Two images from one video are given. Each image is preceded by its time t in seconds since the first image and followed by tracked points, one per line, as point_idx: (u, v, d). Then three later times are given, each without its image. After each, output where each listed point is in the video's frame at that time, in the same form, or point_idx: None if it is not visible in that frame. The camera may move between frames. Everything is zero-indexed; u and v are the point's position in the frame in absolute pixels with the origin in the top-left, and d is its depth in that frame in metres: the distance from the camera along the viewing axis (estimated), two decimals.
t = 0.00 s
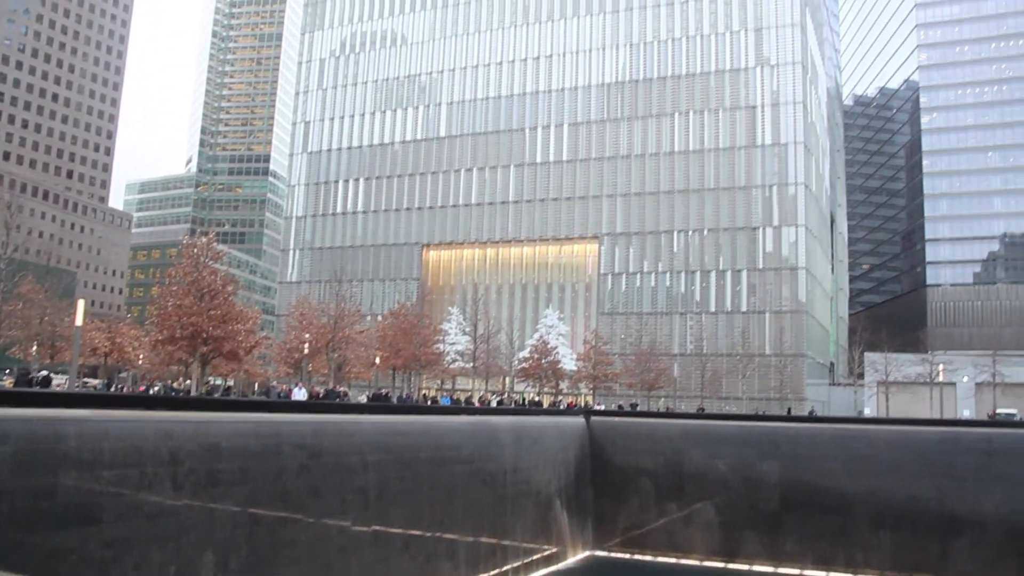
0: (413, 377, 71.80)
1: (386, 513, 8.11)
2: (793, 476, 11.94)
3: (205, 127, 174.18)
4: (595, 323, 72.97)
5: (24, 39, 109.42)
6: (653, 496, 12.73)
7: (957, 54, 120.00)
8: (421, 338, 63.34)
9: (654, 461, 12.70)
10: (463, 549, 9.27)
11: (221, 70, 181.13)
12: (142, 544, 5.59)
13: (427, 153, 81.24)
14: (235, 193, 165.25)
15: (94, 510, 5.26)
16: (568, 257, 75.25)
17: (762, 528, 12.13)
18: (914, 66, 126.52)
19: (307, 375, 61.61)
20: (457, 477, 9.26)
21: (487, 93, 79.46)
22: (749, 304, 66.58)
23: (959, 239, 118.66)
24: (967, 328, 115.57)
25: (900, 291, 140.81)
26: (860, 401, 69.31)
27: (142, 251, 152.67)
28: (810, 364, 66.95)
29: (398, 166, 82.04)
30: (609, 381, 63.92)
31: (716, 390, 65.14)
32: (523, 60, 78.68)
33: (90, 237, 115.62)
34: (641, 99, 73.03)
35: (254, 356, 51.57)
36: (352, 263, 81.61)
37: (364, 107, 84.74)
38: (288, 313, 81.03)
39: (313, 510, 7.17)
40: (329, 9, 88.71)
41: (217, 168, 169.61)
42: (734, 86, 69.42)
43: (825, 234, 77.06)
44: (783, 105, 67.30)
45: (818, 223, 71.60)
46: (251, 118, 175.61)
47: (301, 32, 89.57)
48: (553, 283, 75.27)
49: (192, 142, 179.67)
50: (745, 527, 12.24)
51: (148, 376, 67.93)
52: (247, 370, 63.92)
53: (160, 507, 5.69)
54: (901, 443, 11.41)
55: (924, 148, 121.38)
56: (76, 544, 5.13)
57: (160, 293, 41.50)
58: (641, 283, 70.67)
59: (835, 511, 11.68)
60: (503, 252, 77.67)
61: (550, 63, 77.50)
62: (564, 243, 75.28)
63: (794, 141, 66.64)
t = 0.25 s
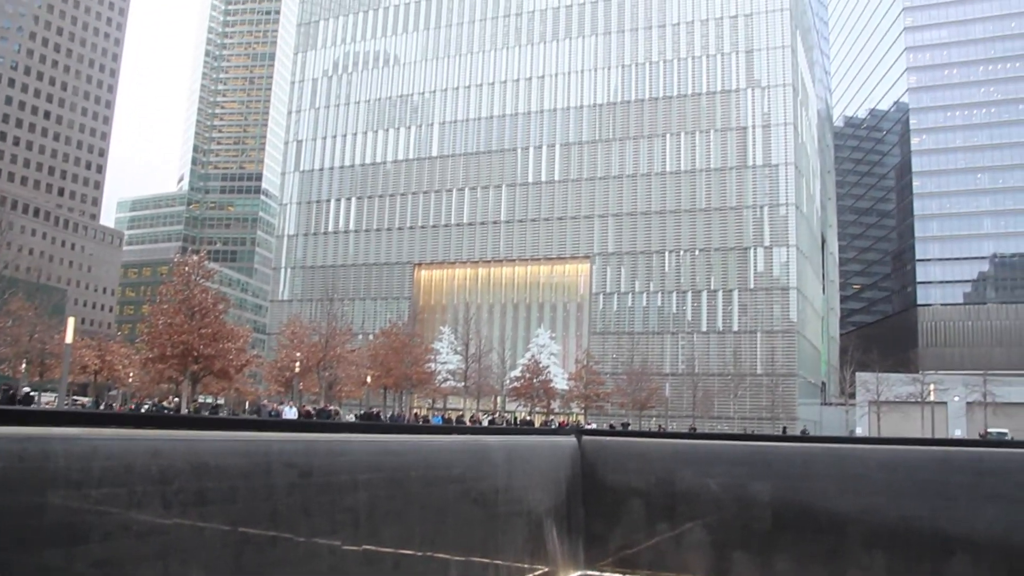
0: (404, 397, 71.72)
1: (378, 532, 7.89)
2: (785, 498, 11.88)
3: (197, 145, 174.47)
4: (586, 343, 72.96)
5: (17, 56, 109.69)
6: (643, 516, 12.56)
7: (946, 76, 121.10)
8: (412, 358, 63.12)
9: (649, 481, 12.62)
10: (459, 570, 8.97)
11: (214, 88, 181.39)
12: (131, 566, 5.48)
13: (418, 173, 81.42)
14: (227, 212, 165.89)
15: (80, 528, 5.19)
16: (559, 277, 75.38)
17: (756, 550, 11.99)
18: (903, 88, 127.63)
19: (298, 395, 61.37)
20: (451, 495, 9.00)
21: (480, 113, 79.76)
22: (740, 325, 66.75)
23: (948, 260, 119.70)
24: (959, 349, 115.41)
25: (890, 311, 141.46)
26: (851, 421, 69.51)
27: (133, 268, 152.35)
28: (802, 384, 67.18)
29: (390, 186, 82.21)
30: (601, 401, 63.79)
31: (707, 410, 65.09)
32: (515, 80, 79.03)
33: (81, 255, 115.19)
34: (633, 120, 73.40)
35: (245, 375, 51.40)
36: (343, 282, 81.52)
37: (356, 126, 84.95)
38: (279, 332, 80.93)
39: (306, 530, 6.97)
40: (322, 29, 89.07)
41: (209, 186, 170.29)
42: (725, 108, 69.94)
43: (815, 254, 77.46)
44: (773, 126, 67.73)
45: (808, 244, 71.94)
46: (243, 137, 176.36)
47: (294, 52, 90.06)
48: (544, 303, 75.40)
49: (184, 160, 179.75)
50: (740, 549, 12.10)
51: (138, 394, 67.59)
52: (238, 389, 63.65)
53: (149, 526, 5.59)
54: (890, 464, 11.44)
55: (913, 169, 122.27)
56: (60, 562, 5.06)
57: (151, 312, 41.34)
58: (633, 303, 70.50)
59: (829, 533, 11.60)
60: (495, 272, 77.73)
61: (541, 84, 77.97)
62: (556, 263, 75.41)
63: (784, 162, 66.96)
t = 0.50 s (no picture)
0: (400, 414, 71.73)
1: (372, 550, 7.62)
2: (783, 513, 9.98)
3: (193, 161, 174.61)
4: (582, 360, 72.88)
5: (14, 72, 110.55)
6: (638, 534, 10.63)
7: (940, 94, 121.85)
8: (408, 375, 63.01)
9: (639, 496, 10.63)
10: None
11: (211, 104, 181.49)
12: None
13: (414, 190, 81.58)
14: (223, 228, 166.59)
15: (74, 547, 5.04)
16: (555, 295, 75.37)
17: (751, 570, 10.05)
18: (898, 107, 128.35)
19: (293, 411, 61.31)
20: (448, 513, 8.75)
21: (476, 130, 80.02)
22: (736, 342, 66.77)
23: (944, 277, 120.25)
24: (955, 366, 118.08)
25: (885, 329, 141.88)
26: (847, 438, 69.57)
27: (129, 284, 152.35)
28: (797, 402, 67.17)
29: (386, 203, 82.32)
30: (596, 419, 63.72)
31: (702, 428, 64.94)
32: (512, 97, 79.36)
33: (76, 271, 115.04)
34: (628, 137, 73.72)
35: (240, 391, 51.31)
36: (339, 298, 81.52)
37: (352, 143, 85.21)
38: (274, 348, 80.94)
39: (300, 550, 6.74)
40: (318, 45, 89.26)
41: (205, 202, 170.71)
42: (721, 125, 70.28)
43: (811, 271, 77.58)
44: (769, 144, 68.06)
45: (804, 261, 72.06)
46: (239, 153, 176.69)
47: (290, 68, 90.28)
48: (540, 320, 75.31)
49: (180, 176, 180.03)
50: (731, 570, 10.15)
51: (133, 410, 67.48)
52: (233, 405, 63.51)
53: (143, 543, 5.41)
54: (888, 478, 9.69)
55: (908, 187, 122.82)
56: None
57: (146, 328, 41.21)
58: (628, 320, 70.74)
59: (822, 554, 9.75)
60: (490, 289, 77.59)
61: (537, 101, 78.31)
62: (551, 280, 75.35)
63: (779, 180, 67.26)
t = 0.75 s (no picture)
0: (395, 438, 71.58)
1: None
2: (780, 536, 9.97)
3: (189, 184, 174.84)
4: (577, 384, 72.60)
5: (11, 95, 110.42)
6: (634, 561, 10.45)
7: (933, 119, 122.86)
8: (403, 399, 62.71)
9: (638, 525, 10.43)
10: None
11: (208, 128, 181.96)
12: None
13: (411, 213, 81.74)
14: (218, 251, 166.75)
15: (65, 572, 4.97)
16: (551, 319, 75.02)
17: None
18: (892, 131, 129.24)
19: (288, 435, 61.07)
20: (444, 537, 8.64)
21: (472, 154, 80.36)
22: (732, 365, 66.68)
23: (939, 300, 120.74)
24: (951, 389, 118.08)
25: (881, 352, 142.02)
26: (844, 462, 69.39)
27: (124, 307, 152.18)
28: (794, 425, 66.99)
29: (382, 226, 82.39)
30: (592, 442, 63.51)
31: (699, 452, 64.65)
32: (508, 121, 79.75)
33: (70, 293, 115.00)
34: (624, 161, 74.09)
35: (234, 415, 51.13)
36: (334, 322, 81.39)
37: (349, 167, 85.48)
38: (269, 372, 80.80)
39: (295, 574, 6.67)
40: (315, 69, 89.69)
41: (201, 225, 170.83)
42: (716, 149, 70.64)
43: (807, 294, 77.73)
44: (764, 168, 68.47)
45: (799, 284, 72.20)
46: (236, 176, 176.95)
47: (287, 92, 90.76)
48: (536, 343, 75.17)
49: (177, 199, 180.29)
50: None
51: (126, 433, 67.22)
52: (228, 429, 63.20)
53: (134, 570, 5.35)
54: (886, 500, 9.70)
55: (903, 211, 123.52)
56: None
57: (141, 352, 41.08)
58: (625, 343, 70.69)
59: None
60: (486, 312, 77.49)
61: (533, 126, 78.69)
62: (547, 303, 75.25)
63: (774, 204, 67.66)
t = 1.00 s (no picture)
0: (392, 463, 71.38)
1: None
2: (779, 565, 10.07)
3: (185, 209, 174.96)
4: (574, 408, 72.41)
5: (9, 119, 109.50)
6: None
7: (927, 141, 123.96)
8: (399, 424, 62.43)
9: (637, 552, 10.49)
10: None
11: (203, 152, 182.09)
12: None
13: (406, 237, 81.89)
14: (214, 275, 167.08)
15: None
16: (546, 342, 75.27)
17: None
18: (885, 154, 130.15)
19: (283, 461, 60.68)
20: (441, 564, 8.59)
21: (468, 178, 80.62)
22: (728, 389, 66.57)
23: (935, 321, 121.67)
24: (947, 412, 117.74)
25: (877, 374, 142.14)
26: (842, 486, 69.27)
27: (120, 331, 151.71)
28: (792, 449, 66.90)
29: (378, 250, 82.47)
30: (589, 467, 63.22)
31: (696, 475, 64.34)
32: (504, 145, 80.10)
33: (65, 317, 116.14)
34: (620, 185, 74.31)
35: (230, 439, 50.99)
36: (330, 346, 81.27)
37: (345, 191, 85.80)
38: (265, 397, 80.56)
39: None
40: (311, 94, 90.39)
41: (197, 249, 171.01)
42: (711, 172, 70.97)
43: (803, 316, 77.90)
44: (759, 191, 68.83)
45: (795, 307, 72.41)
46: (232, 200, 177.09)
47: (283, 117, 91.36)
48: (532, 368, 75.20)
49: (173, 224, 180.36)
50: None
51: (120, 459, 66.86)
52: (222, 454, 62.74)
53: None
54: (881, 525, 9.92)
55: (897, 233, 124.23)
56: None
57: (135, 376, 40.99)
58: (621, 367, 70.62)
59: None
60: (482, 336, 77.51)
61: (528, 150, 78.93)
62: (542, 327, 75.51)
63: (770, 226, 67.94)
